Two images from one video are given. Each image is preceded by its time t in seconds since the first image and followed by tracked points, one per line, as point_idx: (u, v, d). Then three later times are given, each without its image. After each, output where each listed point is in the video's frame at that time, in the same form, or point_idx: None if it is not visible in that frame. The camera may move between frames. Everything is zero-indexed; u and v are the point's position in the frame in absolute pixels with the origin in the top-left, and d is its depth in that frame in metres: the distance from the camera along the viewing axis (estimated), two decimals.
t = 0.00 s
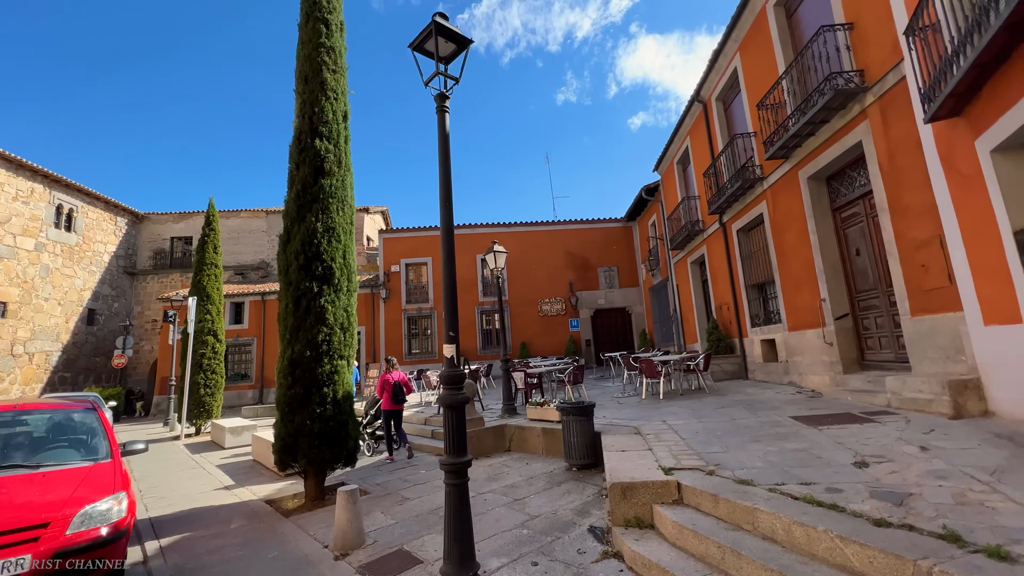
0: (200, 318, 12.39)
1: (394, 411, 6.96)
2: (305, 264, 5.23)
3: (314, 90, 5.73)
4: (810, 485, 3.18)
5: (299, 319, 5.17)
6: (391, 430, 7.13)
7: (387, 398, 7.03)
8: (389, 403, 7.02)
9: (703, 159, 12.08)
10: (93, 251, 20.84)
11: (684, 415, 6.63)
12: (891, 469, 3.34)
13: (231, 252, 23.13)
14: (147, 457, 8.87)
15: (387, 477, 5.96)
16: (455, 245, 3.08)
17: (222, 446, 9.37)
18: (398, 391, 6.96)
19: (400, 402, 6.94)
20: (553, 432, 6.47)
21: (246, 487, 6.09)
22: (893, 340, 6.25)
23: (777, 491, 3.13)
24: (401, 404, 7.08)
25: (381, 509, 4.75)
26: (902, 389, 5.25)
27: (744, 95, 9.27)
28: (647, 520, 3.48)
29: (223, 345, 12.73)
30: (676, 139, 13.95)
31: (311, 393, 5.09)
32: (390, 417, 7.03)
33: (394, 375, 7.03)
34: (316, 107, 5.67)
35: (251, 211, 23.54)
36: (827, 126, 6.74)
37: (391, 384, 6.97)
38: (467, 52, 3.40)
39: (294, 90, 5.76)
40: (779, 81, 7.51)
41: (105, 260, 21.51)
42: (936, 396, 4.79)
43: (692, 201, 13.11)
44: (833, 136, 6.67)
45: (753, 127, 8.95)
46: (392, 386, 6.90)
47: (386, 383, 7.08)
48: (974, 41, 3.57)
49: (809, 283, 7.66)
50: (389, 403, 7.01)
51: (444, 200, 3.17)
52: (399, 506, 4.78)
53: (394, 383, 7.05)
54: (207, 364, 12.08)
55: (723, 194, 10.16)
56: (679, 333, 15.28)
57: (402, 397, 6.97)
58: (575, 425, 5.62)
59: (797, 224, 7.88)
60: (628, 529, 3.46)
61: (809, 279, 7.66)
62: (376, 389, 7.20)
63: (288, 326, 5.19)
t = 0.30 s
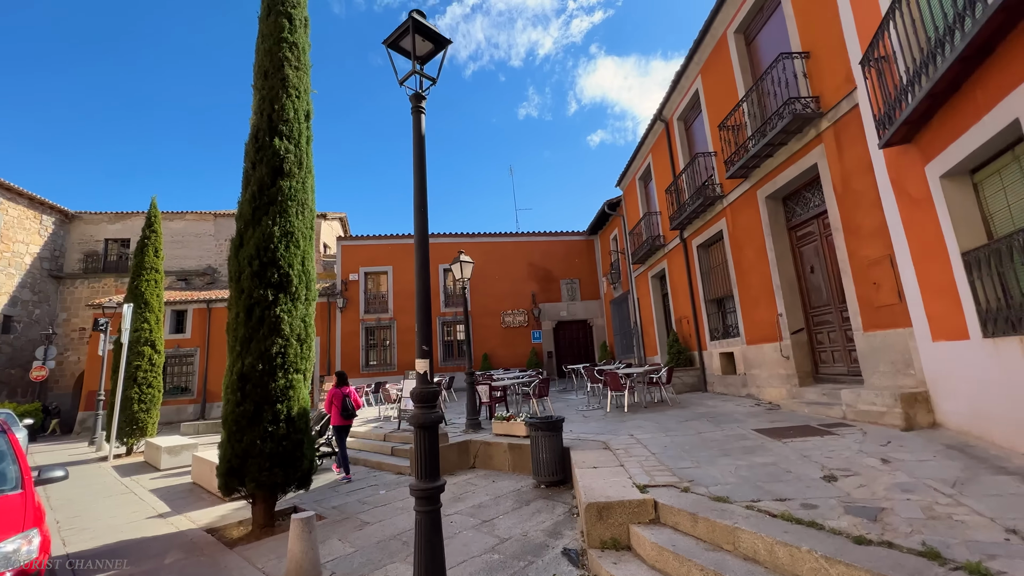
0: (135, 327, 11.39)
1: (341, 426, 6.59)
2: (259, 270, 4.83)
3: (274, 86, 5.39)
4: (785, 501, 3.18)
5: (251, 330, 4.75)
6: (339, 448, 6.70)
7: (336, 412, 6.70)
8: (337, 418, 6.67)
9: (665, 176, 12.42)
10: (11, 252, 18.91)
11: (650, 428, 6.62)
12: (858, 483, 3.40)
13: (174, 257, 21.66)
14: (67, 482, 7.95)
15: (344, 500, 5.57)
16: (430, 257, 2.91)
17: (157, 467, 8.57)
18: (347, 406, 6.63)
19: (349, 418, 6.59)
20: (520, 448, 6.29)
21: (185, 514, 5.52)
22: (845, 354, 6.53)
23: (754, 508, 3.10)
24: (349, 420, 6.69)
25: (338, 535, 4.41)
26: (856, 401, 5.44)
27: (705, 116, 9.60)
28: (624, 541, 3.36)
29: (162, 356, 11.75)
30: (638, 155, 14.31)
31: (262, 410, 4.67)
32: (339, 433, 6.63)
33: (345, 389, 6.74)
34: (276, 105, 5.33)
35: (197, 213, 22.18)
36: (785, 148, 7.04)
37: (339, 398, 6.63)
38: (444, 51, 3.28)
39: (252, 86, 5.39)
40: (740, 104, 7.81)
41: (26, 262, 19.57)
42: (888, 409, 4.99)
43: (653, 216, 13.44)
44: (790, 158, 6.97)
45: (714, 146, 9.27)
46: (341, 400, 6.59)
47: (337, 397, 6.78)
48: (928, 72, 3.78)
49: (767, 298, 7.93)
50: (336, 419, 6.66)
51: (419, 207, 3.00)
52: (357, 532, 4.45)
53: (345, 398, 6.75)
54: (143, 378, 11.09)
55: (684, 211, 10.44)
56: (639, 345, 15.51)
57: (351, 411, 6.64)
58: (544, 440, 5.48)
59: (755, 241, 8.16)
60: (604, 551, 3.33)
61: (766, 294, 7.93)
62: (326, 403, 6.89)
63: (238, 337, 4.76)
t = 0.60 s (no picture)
0: (67, 334, 10.41)
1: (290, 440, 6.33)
2: (212, 271, 4.43)
3: (235, 76, 5.03)
4: (767, 513, 3.13)
5: (200, 336, 4.34)
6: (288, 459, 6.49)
7: (284, 425, 6.41)
8: (286, 430, 6.38)
9: (633, 190, 12.64)
10: None
11: (621, 439, 6.55)
12: (834, 492, 3.41)
13: (116, 260, 20.19)
14: None
15: (300, 521, 5.17)
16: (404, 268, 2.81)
17: (85, 489, 7.75)
18: (299, 418, 6.36)
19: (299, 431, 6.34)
20: (489, 462, 6.06)
21: (116, 541, 4.95)
22: (808, 365, 6.72)
23: (737, 521, 3.03)
24: (299, 434, 6.42)
25: (294, 560, 4.05)
26: (821, 411, 5.56)
27: (673, 131, 9.83)
28: (604, 559, 3.22)
29: (97, 366, 10.78)
30: (606, 169, 14.52)
31: (210, 424, 4.25)
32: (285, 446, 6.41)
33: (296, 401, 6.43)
34: (237, 96, 4.97)
35: (144, 214, 20.82)
36: (750, 164, 7.26)
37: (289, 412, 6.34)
38: (424, 43, 3.15)
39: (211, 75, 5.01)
40: (708, 120, 8.03)
41: None
42: (852, 418, 5.10)
43: (620, 229, 13.62)
44: (756, 174, 7.19)
45: (682, 161, 9.50)
46: (290, 413, 6.29)
47: (286, 409, 6.44)
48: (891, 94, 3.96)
49: (732, 310, 8.10)
50: (285, 432, 6.37)
51: (395, 210, 2.89)
52: (315, 557, 4.10)
53: (294, 410, 6.42)
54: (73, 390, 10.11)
55: (652, 224, 10.62)
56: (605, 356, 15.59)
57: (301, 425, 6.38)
58: (516, 454, 5.29)
59: (721, 254, 8.36)
60: (585, 570, 3.17)
61: (732, 306, 8.11)
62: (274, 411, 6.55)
63: (185, 344, 4.33)
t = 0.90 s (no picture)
0: None
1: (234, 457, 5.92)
2: (160, 272, 4.02)
3: (195, 64, 4.65)
4: (753, 529, 3.04)
5: (144, 343, 3.91)
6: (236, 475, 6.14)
7: (228, 439, 5.99)
8: (230, 446, 5.97)
9: (605, 203, 12.73)
10: None
11: (595, 453, 6.41)
12: (817, 506, 3.36)
13: (55, 262, 18.76)
14: None
15: (252, 547, 4.75)
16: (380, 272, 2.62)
17: (5, 515, 6.95)
18: (245, 433, 5.95)
19: (245, 447, 5.94)
20: (460, 478, 5.79)
21: None
22: (777, 378, 6.80)
23: (724, 539, 2.92)
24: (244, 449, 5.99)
25: None
26: (793, 423, 5.60)
27: (646, 146, 9.94)
28: None
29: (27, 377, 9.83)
30: (579, 181, 14.62)
31: (153, 442, 3.81)
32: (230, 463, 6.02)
33: (242, 415, 5.99)
34: (196, 86, 4.59)
35: (89, 214, 19.47)
36: (722, 179, 7.39)
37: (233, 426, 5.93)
38: (404, 31, 3.05)
39: (166, 61, 4.61)
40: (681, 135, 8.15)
41: None
42: (823, 430, 5.14)
43: (592, 241, 13.69)
44: (727, 188, 7.32)
45: (654, 175, 9.64)
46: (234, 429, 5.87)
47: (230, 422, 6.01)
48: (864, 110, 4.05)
49: (703, 322, 8.17)
50: (229, 447, 5.97)
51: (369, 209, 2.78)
52: None
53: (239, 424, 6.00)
54: None
55: (624, 236, 10.68)
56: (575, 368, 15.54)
57: (248, 439, 5.99)
58: (489, 470, 5.05)
59: (693, 267, 8.45)
60: None
61: (703, 318, 8.18)
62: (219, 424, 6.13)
63: (126, 352, 3.88)
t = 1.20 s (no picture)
0: None
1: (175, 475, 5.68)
2: (114, 276, 3.70)
3: (160, 56, 4.36)
4: (742, 548, 2.98)
5: (93, 354, 3.56)
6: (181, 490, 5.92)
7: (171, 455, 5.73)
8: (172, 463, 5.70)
9: (581, 215, 12.81)
10: None
11: (573, 468, 6.29)
12: (801, 522, 3.33)
13: None
14: None
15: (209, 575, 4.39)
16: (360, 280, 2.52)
17: None
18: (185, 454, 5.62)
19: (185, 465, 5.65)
20: (434, 496, 5.56)
21: None
22: (752, 391, 6.88)
23: (713, 559, 2.84)
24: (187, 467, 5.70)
25: None
26: (768, 436, 5.63)
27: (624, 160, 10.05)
28: None
29: None
30: (555, 193, 14.68)
31: (98, 462, 3.46)
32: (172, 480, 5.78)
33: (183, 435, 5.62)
34: (160, 79, 4.30)
35: (37, 213, 18.28)
36: (698, 194, 7.54)
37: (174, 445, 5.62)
38: (390, 28, 3.04)
39: (128, 51, 4.30)
40: (657, 151, 8.29)
41: None
42: (799, 443, 5.18)
43: (568, 253, 13.74)
44: (703, 204, 7.46)
45: (630, 189, 9.79)
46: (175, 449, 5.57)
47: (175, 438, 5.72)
48: (842, 129, 4.17)
49: (679, 335, 8.23)
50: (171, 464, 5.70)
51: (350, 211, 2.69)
52: None
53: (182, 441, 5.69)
54: None
55: (600, 249, 10.74)
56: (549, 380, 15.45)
57: (189, 457, 5.68)
58: (465, 487, 4.85)
59: (668, 280, 8.54)
60: None
61: (679, 331, 8.25)
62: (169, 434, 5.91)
63: (71, 364, 3.52)
